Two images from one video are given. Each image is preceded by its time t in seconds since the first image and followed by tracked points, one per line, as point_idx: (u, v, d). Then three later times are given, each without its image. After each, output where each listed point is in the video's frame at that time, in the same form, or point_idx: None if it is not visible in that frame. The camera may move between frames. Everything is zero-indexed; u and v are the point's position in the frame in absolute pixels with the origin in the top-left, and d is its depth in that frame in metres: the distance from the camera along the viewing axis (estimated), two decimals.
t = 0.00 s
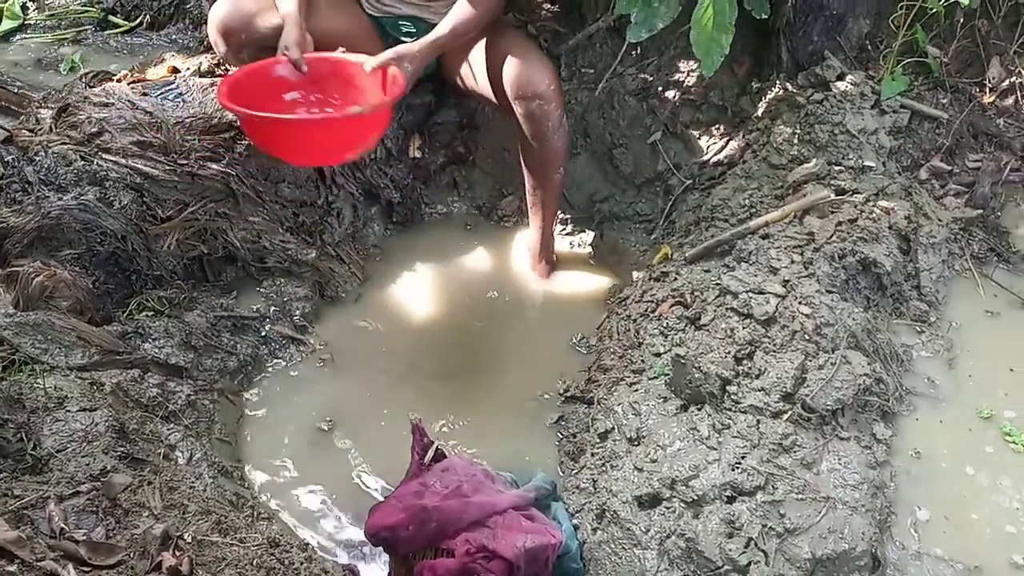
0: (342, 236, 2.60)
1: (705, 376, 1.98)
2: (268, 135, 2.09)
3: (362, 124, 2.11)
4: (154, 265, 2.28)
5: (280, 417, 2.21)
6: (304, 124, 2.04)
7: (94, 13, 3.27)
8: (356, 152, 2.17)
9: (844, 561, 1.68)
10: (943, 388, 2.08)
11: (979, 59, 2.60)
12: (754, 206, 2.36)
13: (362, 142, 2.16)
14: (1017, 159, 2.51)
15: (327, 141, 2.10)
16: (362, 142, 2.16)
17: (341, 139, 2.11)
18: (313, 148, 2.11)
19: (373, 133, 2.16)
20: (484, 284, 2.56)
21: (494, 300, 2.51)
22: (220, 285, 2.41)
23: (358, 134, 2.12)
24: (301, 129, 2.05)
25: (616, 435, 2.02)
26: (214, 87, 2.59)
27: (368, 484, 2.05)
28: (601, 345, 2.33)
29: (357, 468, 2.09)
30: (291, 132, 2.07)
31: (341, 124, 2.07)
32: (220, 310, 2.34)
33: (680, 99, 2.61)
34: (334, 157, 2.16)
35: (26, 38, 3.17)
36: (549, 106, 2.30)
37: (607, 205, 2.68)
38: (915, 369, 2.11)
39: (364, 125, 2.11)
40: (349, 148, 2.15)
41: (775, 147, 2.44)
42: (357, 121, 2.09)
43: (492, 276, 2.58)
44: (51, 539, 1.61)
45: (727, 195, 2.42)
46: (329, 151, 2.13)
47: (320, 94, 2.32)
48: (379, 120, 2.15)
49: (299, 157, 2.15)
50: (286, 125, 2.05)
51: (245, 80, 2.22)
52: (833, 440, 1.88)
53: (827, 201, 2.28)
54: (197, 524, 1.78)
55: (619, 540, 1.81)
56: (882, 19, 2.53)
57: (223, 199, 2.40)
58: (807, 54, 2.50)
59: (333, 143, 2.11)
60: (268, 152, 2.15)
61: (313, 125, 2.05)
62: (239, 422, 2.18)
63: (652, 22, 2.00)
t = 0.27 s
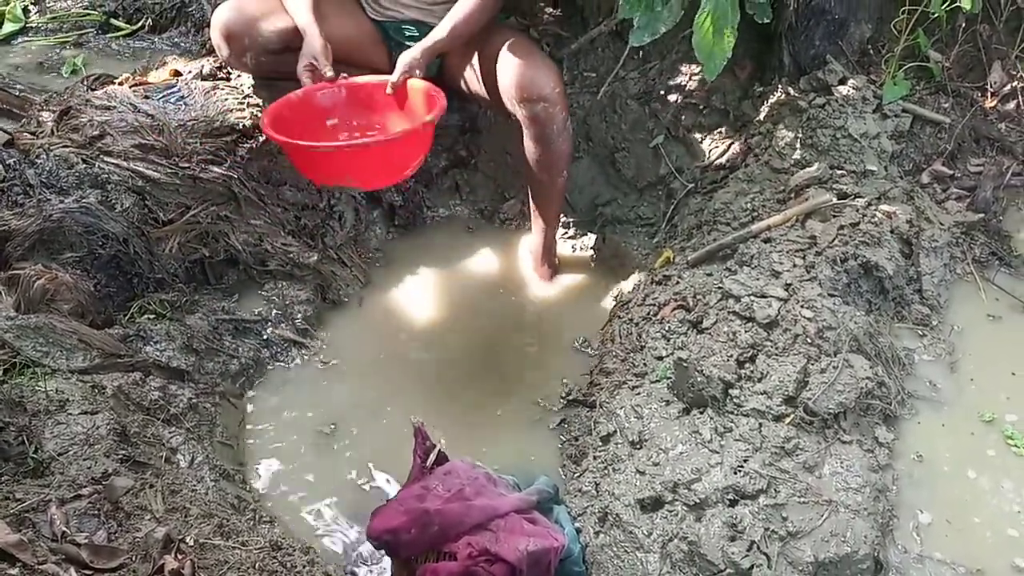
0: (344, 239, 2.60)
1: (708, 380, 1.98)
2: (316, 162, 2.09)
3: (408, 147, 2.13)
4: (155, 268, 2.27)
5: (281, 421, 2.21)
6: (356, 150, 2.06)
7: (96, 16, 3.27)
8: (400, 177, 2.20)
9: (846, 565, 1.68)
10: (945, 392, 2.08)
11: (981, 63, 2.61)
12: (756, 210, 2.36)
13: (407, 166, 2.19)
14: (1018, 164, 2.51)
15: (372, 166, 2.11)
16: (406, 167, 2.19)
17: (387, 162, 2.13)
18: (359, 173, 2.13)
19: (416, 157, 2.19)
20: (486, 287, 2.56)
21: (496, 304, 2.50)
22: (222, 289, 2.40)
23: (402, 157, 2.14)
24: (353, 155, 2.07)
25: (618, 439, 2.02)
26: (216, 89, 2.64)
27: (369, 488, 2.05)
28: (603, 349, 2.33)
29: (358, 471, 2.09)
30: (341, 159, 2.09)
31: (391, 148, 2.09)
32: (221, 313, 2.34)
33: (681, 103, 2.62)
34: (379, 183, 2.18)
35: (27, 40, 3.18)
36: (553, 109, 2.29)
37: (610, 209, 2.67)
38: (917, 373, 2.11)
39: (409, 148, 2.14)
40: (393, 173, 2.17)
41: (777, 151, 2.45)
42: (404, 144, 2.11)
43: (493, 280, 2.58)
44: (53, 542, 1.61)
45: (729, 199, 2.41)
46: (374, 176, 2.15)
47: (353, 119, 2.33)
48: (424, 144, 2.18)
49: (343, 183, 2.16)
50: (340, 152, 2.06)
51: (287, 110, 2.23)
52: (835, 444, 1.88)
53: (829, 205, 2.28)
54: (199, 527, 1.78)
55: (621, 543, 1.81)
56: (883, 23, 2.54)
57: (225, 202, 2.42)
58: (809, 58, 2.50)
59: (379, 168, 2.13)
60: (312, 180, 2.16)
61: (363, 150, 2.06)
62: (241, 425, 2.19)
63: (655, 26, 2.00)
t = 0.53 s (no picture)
0: (342, 242, 2.59)
1: (706, 383, 1.98)
2: (322, 156, 2.08)
3: (416, 142, 2.14)
4: (154, 271, 2.27)
5: (279, 424, 2.20)
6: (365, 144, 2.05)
7: (94, 19, 3.27)
8: (406, 175, 2.20)
9: (845, 568, 1.68)
10: (943, 395, 2.08)
11: (978, 67, 2.61)
12: (754, 213, 2.36)
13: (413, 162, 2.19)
14: (1016, 167, 2.52)
15: (379, 160, 2.11)
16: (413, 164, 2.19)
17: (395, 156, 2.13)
18: (366, 168, 2.12)
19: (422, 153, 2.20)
20: (484, 290, 2.56)
21: (495, 307, 2.50)
22: (219, 291, 2.40)
23: (410, 152, 2.14)
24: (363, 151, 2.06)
25: (617, 441, 2.02)
26: (215, 92, 2.64)
27: (367, 491, 2.05)
28: (602, 351, 2.33)
29: (357, 474, 2.09)
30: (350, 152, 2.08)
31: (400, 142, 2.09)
32: (219, 315, 2.33)
33: (680, 106, 2.62)
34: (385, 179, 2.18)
35: (26, 42, 3.18)
36: (551, 112, 2.29)
37: (608, 212, 2.67)
38: (916, 376, 2.11)
39: (417, 143, 2.14)
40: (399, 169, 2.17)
41: (775, 155, 2.45)
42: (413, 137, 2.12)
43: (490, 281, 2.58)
44: (49, 545, 1.60)
45: (728, 203, 2.42)
46: (380, 171, 2.14)
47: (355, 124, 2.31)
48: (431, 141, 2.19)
49: (348, 179, 2.15)
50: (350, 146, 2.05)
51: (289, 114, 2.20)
52: (833, 447, 1.88)
53: (827, 209, 2.28)
54: (197, 530, 1.78)
55: (620, 547, 1.82)
56: (881, 27, 2.54)
57: (223, 204, 2.42)
58: (807, 62, 2.50)
59: (387, 163, 2.13)
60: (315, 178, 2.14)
61: (373, 143, 2.06)
62: (239, 427, 2.18)
63: (653, 29, 2.00)
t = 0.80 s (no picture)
0: (345, 247, 2.59)
1: (709, 388, 1.97)
2: (335, 167, 2.07)
3: (430, 154, 2.14)
4: (157, 275, 2.29)
5: (282, 429, 2.21)
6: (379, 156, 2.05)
7: (98, 25, 3.28)
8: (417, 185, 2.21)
9: (849, 573, 1.67)
10: (947, 400, 2.08)
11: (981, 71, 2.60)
12: (758, 218, 2.36)
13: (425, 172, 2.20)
14: (1020, 171, 2.51)
15: (392, 171, 2.11)
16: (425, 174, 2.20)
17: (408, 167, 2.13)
18: (379, 179, 2.12)
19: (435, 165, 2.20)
20: (486, 293, 2.56)
21: (497, 310, 2.50)
22: (223, 295, 2.42)
23: (425, 162, 2.15)
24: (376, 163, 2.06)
25: (620, 446, 2.02)
26: (217, 98, 2.62)
27: (369, 495, 2.05)
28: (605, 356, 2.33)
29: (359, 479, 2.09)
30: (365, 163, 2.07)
31: (415, 155, 2.09)
32: (223, 320, 2.34)
33: (681, 112, 2.62)
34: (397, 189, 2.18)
35: (30, 49, 3.19)
36: (554, 116, 2.28)
37: (610, 216, 2.66)
38: (920, 381, 2.10)
39: (431, 156, 2.14)
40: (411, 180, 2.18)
41: (778, 159, 2.44)
42: (428, 151, 2.12)
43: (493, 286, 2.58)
44: (55, 549, 1.61)
45: (731, 207, 2.43)
46: (392, 181, 2.15)
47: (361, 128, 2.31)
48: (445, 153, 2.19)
49: (360, 188, 2.15)
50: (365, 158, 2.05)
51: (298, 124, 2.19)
52: (837, 452, 1.87)
53: (830, 213, 2.27)
54: (201, 534, 1.78)
55: (623, 552, 1.81)
56: (884, 31, 2.54)
57: (227, 209, 2.42)
58: (809, 66, 2.51)
59: (400, 174, 2.13)
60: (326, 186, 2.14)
61: (387, 156, 2.06)
62: (242, 433, 2.18)
63: (653, 33, 2.00)
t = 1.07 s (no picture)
0: (349, 248, 2.59)
1: (713, 389, 1.99)
2: (369, 185, 2.09)
3: (455, 155, 2.16)
4: (161, 275, 2.29)
5: (286, 430, 2.21)
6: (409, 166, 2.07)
7: (103, 25, 3.29)
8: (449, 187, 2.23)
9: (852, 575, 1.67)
10: (951, 402, 2.07)
11: (987, 74, 2.60)
12: (762, 219, 2.36)
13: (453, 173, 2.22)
14: None
15: (423, 179, 2.13)
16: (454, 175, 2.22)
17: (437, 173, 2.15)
18: (412, 188, 2.14)
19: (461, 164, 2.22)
20: (491, 295, 2.56)
21: (501, 312, 2.50)
22: (227, 296, 2.42)
23: (453, 161, 2.17)
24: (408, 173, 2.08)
25: (623, 447, 2.02)
26: (222, 99, 2.59)
27: (373, 497, 2.05)
28: (609, 357, 2.33)
29: (363, 480, 2.09)
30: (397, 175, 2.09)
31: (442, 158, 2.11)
32: (226, 320, 2.34)
33: (686, 113, 2.62)
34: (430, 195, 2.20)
35: (35, 49, 3.19)
36: (559, 118, 2.28)
37: (615, 218, 2.66)
38: (924, 382, 2.10)
39: (456, 156, 2.17)
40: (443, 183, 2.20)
41: (783, 161, 2.44)
42: (453, 152, 2.14)
43: (497, 288, 2.58)
44: (57, 549, 1.61)
45: (735, 209, 2.42)
46: (425, 189, 2.16)
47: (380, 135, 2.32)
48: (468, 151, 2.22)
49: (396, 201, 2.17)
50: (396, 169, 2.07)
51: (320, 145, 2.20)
52: (841, 453, 1.87)
53: (835, 215, 2.27)
54: (204, 534, 1.78)
55: (626, 553, 1.81)
56: (889, 34, 2.54)
57: (231, 210, 2.42)
58: (815, 68, 2.51)
59: (432, 180, 2.15)
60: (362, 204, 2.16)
61: (417, 165, 2.07)
62: (245, 433, 2.18)
63: (659, 35, 2.00)
